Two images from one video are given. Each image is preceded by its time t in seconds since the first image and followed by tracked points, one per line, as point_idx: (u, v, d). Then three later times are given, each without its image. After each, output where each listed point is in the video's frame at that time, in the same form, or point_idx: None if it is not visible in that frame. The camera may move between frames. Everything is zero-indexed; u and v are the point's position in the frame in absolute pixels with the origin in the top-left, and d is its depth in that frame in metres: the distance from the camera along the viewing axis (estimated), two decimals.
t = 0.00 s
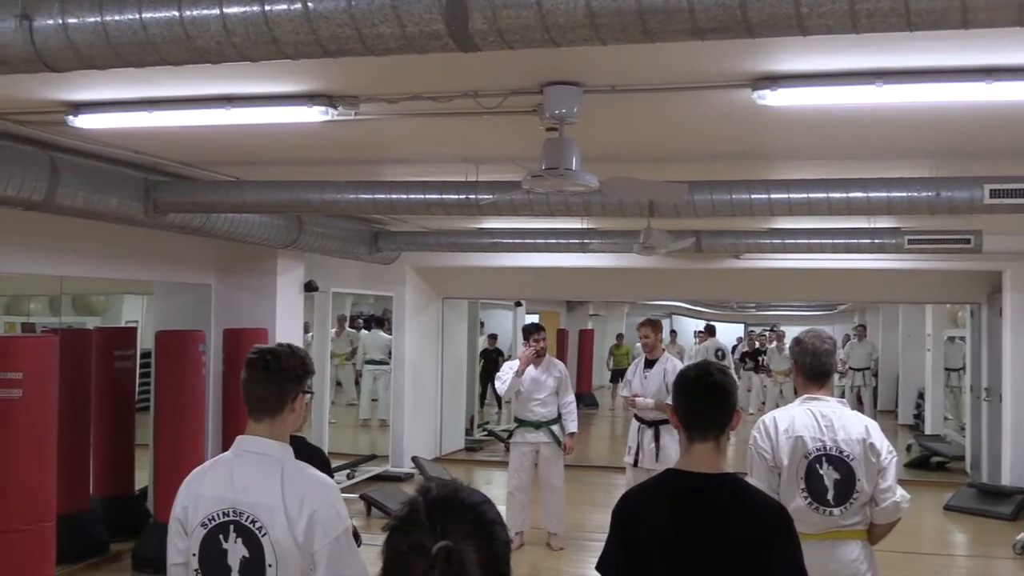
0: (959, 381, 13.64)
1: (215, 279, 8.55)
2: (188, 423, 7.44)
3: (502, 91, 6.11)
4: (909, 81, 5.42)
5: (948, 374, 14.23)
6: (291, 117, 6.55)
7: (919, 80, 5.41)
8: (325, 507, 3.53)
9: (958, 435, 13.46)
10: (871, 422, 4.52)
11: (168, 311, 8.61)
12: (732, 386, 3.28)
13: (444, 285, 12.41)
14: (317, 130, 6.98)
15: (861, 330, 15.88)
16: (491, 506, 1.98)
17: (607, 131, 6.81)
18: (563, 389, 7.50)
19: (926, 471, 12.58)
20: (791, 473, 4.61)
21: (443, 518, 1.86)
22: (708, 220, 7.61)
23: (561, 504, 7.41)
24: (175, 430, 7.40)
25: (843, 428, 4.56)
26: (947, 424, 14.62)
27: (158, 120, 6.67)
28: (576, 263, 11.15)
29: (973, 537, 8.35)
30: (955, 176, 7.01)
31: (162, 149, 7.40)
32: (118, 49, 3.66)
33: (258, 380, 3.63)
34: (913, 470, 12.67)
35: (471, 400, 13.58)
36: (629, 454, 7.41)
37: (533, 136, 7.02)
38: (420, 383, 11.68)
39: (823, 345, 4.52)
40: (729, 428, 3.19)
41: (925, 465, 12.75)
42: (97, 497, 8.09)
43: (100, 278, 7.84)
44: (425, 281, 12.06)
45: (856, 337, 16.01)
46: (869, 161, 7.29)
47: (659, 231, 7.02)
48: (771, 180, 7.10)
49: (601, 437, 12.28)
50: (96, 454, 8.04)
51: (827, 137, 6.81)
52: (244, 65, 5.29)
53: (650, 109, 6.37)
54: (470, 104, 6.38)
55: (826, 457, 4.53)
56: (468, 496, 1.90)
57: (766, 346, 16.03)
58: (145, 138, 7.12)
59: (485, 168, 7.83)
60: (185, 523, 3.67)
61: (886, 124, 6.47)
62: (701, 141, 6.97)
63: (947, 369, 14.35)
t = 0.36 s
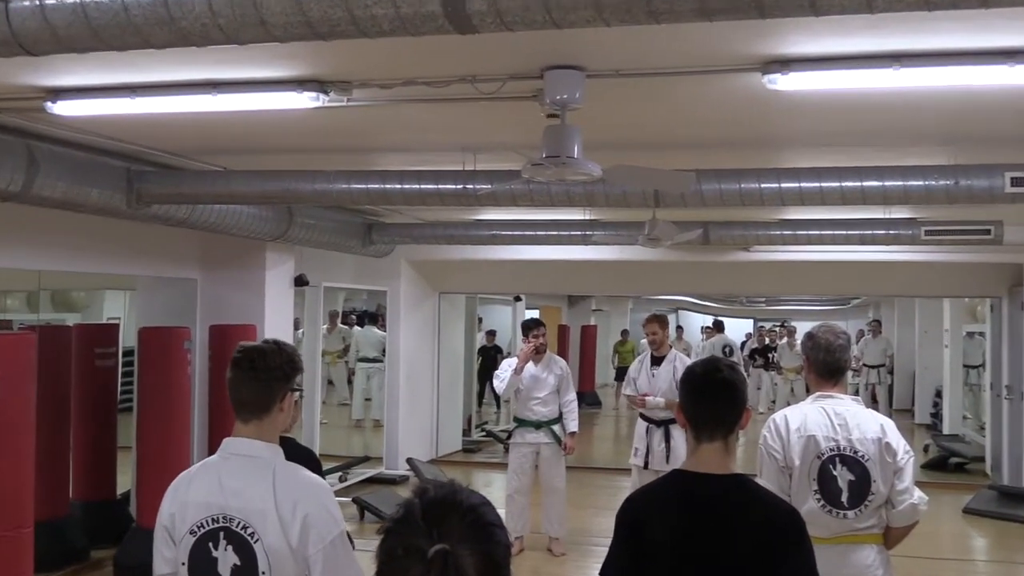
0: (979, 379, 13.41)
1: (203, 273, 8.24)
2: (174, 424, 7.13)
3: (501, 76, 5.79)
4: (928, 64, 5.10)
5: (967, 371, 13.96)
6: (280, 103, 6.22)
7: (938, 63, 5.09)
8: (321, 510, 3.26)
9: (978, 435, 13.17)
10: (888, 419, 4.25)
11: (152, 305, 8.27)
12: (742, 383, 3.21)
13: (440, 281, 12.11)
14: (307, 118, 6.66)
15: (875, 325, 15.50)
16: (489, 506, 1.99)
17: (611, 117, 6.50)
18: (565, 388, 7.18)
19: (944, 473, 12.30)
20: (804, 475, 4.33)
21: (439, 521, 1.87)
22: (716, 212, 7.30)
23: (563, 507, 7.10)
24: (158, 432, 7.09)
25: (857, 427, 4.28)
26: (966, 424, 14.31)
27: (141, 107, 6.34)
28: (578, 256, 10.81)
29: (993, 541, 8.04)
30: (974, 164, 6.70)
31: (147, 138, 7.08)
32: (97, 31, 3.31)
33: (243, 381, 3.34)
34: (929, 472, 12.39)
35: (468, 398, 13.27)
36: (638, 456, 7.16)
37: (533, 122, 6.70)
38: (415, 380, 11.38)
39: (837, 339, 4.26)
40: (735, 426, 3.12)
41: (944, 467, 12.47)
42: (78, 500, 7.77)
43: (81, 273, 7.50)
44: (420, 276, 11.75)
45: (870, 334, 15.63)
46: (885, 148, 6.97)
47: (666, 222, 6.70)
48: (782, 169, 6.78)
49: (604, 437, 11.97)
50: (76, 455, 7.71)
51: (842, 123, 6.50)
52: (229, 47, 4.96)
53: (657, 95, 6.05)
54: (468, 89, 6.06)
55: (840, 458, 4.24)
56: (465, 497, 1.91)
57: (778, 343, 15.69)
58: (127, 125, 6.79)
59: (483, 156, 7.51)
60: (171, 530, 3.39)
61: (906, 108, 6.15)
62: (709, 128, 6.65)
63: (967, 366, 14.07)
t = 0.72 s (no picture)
0: (1003, 378, 13.02)
1: (167, 265, 7.66)
2: (131, 430, 6.56)
3: (487, 50, 5.23)
4: (949, 37, 4.56)
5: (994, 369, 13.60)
6: (245, 81, 5.64)
7: (959, 36, 4.56)
8: (286, 523, 3.19)
9: (1004, 438, 12.66)
10: (905, 422, 4.10)
11: (107, 300, 7.66)
12: (747, 383, 3.15)
13: (421, 274, 11.56)
14: (276, 96, 6.10)
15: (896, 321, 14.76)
16: (477, 517, 1.90)
17: (606, 96, 5.96)
18: (557, 389, 6.63)
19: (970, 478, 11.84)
20: (815, 481, 4.20)
21: (421, 532, 1.80)
22: (721, 198, 6.76)
23: (555, 519, 6.56)
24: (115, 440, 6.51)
25: (873, 431, 4.14)
26: (991, 426, 13.78)
27: (92, 85, 5.74)
28: (570, 246, 10.23)
29: (1021, 552, 7.53)
30: (1000, 144, 6.16)
31: (102, 120, 6.51)
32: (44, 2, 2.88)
33: (208, 382, 3.29)
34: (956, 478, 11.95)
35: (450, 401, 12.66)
36: (638, 463, 6.63)
37: (520, 100, 6.14)
38: (393, 379, 10.86)
39: (854, 335, 4.07)
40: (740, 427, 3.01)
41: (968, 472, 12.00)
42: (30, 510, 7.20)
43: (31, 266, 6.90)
44: (399, 269, 11.22)
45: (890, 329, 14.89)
46: (903, 127, 6.43)
47: (667, 208, 6.15)
48: (791, 151, 6.23)
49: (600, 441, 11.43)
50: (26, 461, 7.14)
51: (860, 102, 5.94)
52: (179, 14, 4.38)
53: (657, 70, 5.50)
54: (450, 64, 5.49)
55: (855, 463, 4.11)
56: (447, 507, 1.83)
57: (788, 339, 15.09)
58: (78, 105, 6.19)
59: (467, 138, 6.96)
60: (131, 544, 3.30)
61: (931, 83, 5.58)
62: (713, 106, 6.10)
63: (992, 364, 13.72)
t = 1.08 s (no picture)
0: None
1: (133, 255, 7.11)
2: (90, 439, 6.03)
3: (479, 21, 4.71)
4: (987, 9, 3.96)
5: None
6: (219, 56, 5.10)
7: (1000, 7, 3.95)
8: (262, 537, 2.87)
9: None
10: (933, 427, 3.71)
11: (66, 292, 7.11)
12: (766, 383, 2.77)
13: (408, 268, 10.90)
14: (249, 72, 5.56)
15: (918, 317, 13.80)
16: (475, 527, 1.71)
17: (610, 72, 5.43)
18: (555, 392, 6.11)
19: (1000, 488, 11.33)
20: (835, 491, 3.80)
21: (413, 546, 1.60)
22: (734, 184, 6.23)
23: (552, 532, 6.06)
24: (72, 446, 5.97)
25: (898, 437, 3.74)
26: None
27: (47, 60, 5.20)
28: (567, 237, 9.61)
29: None
30: None
31: (60, 98, 5.97)
32: None
33: (179, 383, 2.94)
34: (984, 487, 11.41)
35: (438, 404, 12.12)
36: (643, 472, 6.15)
37: (515, 76, 5.62)
38: (376, 379, 10.33)
39: (877, 332, 3.74)
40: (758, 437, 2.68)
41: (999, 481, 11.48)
42: None
43: None
44: (384, 263, 10.64)
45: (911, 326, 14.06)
46: (932, 107, 5.90)
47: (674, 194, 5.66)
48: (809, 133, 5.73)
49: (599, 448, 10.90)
50: None
51: (887, 80, 5.42)
52: None
53: (666, 46, 4.98)
54: (439, 37, 4.97)
55: (878, 472, 3.71)
56: (440, 517, 1.63)
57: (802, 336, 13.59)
58: (32, 82, 5.66)
59: (458, 117, 6.43)
60: (90, 558, 2.96)
61: (969, 58, 5.04)
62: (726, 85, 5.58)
63: None
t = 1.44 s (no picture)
0: None
1: (89, 249, 6.65)
2: (42, 451, 5.53)
3: None
4: None
5: None
6: (190, 30, 4.54)
7: None
8: (240, 556, 2.53)
9: None
10: (966, 435, 3.25)
11: (16, 288, 6.58)
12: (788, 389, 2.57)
13: (388, 263, 9.71)
14: (218, 50, 5.03)
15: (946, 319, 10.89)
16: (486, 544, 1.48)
17: (618, 54, 4.92)
18: (549, 397, 5.61)
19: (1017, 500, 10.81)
20: (858, 507, 3.35)
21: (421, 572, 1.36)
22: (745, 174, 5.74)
23: (547, 550, 5.57)
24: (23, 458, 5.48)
25: (927, 447, 3.29)
26: None
27: None
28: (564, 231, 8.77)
29: None
30: None
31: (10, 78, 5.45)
32: None
33: (147, 389, 2.62)
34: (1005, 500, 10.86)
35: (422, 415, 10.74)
36: (645, 485, 5.66)
37: (509, 55, 5.12)
38: (352, 386, 9.19)
39: (903, 333, 3.30)
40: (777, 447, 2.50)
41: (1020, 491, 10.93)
42: None
43: None
44: (362, 255, 9.44)
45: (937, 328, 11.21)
46: (966, 89, 5.38)
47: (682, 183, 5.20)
48: (830, 116, 5.30)
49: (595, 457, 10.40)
50: None
51: (920, 63, 4.92)
52: None
53: (679, 27, 4.48)
54: (426, 11, 4.47)
55: (905, 486, 3.27)
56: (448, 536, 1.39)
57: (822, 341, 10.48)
58: None
59: (446, 100, 5.93)
60: None
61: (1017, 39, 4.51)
62: (742, 69, 5.07)
63: None
